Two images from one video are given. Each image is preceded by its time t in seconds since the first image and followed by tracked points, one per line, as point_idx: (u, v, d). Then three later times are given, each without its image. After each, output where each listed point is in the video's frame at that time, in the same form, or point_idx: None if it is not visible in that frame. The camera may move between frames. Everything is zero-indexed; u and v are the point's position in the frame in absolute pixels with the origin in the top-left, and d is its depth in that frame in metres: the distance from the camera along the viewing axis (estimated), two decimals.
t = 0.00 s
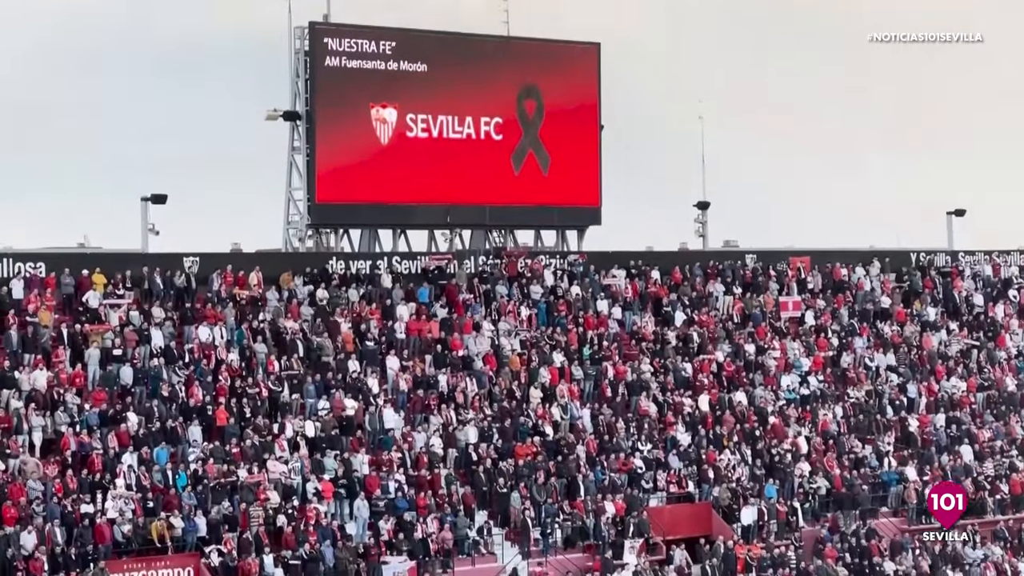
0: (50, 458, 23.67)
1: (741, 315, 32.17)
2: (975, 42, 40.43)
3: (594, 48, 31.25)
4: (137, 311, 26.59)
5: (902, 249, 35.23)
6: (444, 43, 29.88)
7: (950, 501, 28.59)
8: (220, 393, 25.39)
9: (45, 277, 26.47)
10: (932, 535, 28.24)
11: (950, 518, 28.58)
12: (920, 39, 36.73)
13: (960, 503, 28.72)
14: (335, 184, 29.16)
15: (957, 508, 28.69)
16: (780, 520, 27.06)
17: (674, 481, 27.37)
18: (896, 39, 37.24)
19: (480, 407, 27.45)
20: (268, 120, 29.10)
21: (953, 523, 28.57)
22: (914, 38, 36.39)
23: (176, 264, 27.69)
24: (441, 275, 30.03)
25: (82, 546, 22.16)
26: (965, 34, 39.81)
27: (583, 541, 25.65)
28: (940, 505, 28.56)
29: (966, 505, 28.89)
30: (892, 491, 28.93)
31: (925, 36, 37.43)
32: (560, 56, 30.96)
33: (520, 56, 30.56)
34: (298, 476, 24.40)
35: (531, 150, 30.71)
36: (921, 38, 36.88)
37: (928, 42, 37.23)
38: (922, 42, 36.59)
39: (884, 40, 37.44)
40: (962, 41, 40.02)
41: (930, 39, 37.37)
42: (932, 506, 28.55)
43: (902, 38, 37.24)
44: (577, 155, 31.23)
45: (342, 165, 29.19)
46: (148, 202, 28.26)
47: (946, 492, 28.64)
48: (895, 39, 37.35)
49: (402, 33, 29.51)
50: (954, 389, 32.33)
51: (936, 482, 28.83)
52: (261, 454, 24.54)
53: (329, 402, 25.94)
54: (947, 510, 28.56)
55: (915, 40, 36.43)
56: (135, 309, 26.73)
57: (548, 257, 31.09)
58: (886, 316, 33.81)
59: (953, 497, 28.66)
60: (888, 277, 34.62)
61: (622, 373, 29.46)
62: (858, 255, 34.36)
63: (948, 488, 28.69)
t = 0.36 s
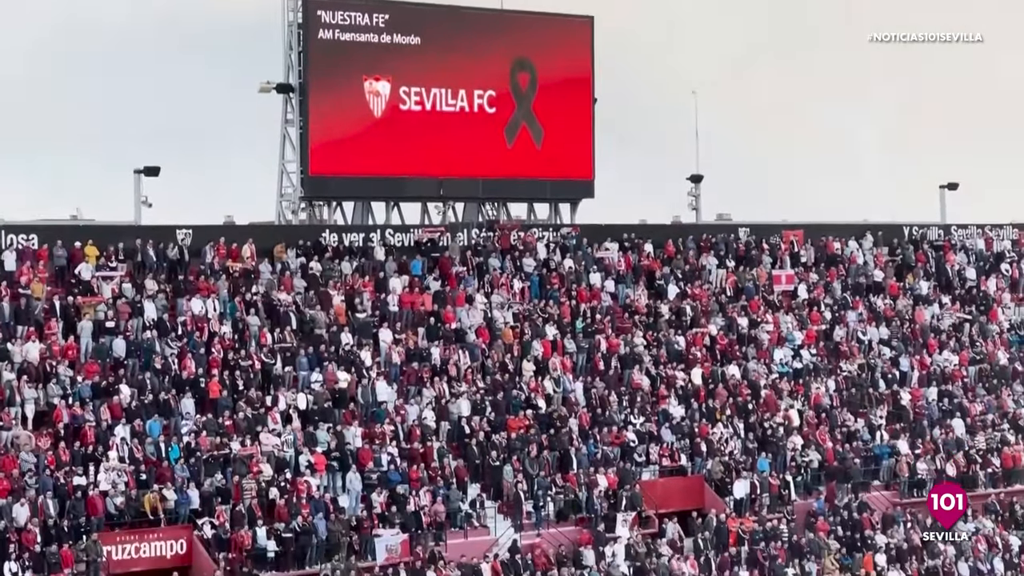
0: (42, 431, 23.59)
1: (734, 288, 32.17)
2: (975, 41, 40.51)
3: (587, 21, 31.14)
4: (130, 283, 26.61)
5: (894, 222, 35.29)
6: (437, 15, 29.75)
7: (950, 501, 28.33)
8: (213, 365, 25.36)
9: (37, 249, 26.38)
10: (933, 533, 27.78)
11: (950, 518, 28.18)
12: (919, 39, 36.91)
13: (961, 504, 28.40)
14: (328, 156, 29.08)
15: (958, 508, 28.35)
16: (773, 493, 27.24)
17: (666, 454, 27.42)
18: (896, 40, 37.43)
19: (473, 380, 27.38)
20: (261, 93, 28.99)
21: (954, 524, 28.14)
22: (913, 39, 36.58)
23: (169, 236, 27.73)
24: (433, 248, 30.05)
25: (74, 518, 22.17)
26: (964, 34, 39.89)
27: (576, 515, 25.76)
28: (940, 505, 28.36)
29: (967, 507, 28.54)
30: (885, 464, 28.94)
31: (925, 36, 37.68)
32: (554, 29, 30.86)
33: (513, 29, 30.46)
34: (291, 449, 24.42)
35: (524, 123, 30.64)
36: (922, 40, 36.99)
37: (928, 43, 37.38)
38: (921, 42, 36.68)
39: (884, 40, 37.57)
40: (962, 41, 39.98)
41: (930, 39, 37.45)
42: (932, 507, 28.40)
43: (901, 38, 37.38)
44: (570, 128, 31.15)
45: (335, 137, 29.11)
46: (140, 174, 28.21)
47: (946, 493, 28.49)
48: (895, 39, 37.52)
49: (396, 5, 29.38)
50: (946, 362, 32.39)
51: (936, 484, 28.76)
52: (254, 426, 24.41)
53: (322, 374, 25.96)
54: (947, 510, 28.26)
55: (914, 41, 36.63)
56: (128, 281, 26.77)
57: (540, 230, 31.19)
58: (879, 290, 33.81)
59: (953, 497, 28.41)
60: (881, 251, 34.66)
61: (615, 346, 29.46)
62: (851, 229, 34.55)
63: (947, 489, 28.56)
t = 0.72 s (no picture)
0: (28, 395, 23.57)
1: (721, 255, 32.13)
2: (975, 41, 40.51)
3: None
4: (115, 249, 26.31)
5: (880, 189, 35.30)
6: None
7: (950, 501, 27.64)
8: (199, 331, 25.34)
9: (23, 215, 26.25)
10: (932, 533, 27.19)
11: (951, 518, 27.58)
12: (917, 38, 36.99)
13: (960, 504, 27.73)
14: (315, 122, 28.93)
15: (958, 508, 27.69)
16: (758, 460, 27.41)
17: (652, 421, 27.54)
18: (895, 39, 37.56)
19: (459, 345, 27.40)
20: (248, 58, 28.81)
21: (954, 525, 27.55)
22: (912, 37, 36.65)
23: (155, 202, 27.52)
24: (419, 214, 29.95)
25: (60, 483, 22.14)
26: (965, 34, 39.90)
27: (562, 481, 25.90)
28: (940, 505, 27.65)
29: (967, 506, 27.93)
30: (870, 431, 29.09)
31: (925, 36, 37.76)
32: None
33: None
34: (277, 415, 24.33)
35: (510, 89, 30.51)
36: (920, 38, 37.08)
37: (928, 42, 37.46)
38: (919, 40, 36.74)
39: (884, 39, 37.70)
40: (961, 42, 39.94)
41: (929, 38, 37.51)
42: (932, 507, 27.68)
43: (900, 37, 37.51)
44: (556, 94, 31.03)
45: (321, 103, 28.96)
46: (126, 140, 28.05)
47: (946, 492, 27.77)
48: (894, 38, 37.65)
49: None
50: (931, 329, 32.49)
51: (937, 483, 28.00)
52: (240, 391, 24.44)
53: (309, 340, 25.91)
54: (948, 510, 27.59)
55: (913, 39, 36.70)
56: (114, 247, 26.42)
57: (527, 196, 30.95)
58: (865, 257, 33.78)
59: (953, 497, 27.71)
60: (867, 218, 34.65)
61: (601, 313, 29.48)
62: (837, 196, 34.56)
63: (948, 488, 27.85)
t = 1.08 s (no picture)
0: (7, 357, 23.40)
1: (701, 218, 32.11)
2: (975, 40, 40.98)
3: None
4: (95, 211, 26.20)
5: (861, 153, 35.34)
6: None
7: (950, 501, 27.12)
8: (179, 294, 25.17)
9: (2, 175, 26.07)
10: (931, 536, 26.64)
11: (951, 518, 26.98)
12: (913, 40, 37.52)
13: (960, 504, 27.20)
14: (296, 85, 28.78)
15: (958, 508, 27.14)
16: (738, 423, 27.52)
17: (633, 383, 27.66)
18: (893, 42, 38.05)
19: (439, 308, 27.44)
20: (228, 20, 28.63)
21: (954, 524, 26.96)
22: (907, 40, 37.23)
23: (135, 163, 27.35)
24: (400, 176, 29.73)
25: (41, 445, 22.06)
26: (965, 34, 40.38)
27: (542, 444, 25.91)
28: (940, 505, 27.12)
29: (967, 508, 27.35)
30: (849, 394, 29.28)
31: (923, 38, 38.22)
32: None
33: None
34: (258, 377, 24.29)
35: (491, 52, 30.37)
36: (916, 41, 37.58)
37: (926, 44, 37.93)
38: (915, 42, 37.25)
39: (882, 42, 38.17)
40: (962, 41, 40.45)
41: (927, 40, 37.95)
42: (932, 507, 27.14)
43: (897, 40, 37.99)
44: (539, 57, 30.86)
45: (302, 66, 28.82)
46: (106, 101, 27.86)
47: (945, 493, 27.29)
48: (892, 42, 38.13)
49: None
50: (911, 293, 32.59)
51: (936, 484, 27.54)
52: (221, 353, 24.39)
53: (289, 303, 25.93)
54: (948, 510, 27.04)
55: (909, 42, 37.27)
56: (94, 209, 26.35)
57: (508, 158, 30.86)
58: (846, 221, 33.83)
59: (953, 497, 27.20)
60: (848, 181, 34.70)
61: (582, 276, 29.38)
62: (817, 159, 34.56)
63: (947, 489, 27.38)
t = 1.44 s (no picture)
0: None
1: (675, 177, 32.14)
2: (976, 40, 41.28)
3: None
4: (67, 168, 26.01)
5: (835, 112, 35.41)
6: None
7: (950, 501, 26.81)
8: (153, 251, 25.03)
9: None
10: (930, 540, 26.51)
11: (950, 518, 26.71)
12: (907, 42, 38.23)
13: (961, 504, 26.87)
14: (270, 42, 28.53)
15: (958, 508, 26.83)
16: (712, 381, 27.69)
17: (607, 342, 27.71)
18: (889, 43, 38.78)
19: (414, 267, 27.41)
20: None
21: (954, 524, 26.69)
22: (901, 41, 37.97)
23: (108, 121, 27.12)
24: (374, 135, 29.54)
25: (13, 404, 22.01)
26: (965, 34, 40.81)
27: (515, 402, 25.95)
28: (939, 505, 26.86)
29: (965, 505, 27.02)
30: (823, 352, 29.40)
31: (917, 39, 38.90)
32: None
33: None
34: (232, 335, 24.22)
35: (466, 9, 30.20)
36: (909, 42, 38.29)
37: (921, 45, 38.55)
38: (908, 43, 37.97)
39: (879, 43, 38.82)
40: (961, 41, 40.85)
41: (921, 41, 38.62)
42: (932, 507, 26.89)
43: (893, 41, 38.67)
44: (514, 15, 30.66)
45: (277, 23, 28.57)
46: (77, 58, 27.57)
47: (946, 492, 26.96)
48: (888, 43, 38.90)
49: None
50: (885, 252, 32.73)
51: (937, 484, 27.21)
52: (195, 312, 24.25)
53: (263, 261, 25.75)
54: (947, 510, 26.75)
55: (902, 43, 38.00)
56: (66, 166, 26.13)
57: (482, 117, 30.74)
58: (820, 179, 33.90)
59: (953, 497, 26.88)
60: (822, 140, 34.91)
61: (556, 235, 29.28)
62: (793, 118, 34.62)
63: (948, 488, 27.03)
